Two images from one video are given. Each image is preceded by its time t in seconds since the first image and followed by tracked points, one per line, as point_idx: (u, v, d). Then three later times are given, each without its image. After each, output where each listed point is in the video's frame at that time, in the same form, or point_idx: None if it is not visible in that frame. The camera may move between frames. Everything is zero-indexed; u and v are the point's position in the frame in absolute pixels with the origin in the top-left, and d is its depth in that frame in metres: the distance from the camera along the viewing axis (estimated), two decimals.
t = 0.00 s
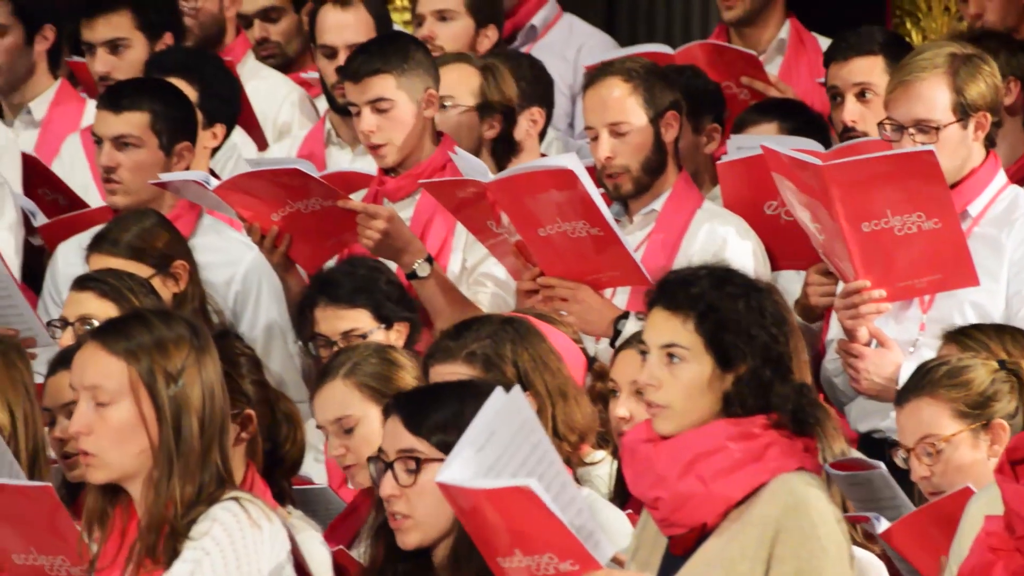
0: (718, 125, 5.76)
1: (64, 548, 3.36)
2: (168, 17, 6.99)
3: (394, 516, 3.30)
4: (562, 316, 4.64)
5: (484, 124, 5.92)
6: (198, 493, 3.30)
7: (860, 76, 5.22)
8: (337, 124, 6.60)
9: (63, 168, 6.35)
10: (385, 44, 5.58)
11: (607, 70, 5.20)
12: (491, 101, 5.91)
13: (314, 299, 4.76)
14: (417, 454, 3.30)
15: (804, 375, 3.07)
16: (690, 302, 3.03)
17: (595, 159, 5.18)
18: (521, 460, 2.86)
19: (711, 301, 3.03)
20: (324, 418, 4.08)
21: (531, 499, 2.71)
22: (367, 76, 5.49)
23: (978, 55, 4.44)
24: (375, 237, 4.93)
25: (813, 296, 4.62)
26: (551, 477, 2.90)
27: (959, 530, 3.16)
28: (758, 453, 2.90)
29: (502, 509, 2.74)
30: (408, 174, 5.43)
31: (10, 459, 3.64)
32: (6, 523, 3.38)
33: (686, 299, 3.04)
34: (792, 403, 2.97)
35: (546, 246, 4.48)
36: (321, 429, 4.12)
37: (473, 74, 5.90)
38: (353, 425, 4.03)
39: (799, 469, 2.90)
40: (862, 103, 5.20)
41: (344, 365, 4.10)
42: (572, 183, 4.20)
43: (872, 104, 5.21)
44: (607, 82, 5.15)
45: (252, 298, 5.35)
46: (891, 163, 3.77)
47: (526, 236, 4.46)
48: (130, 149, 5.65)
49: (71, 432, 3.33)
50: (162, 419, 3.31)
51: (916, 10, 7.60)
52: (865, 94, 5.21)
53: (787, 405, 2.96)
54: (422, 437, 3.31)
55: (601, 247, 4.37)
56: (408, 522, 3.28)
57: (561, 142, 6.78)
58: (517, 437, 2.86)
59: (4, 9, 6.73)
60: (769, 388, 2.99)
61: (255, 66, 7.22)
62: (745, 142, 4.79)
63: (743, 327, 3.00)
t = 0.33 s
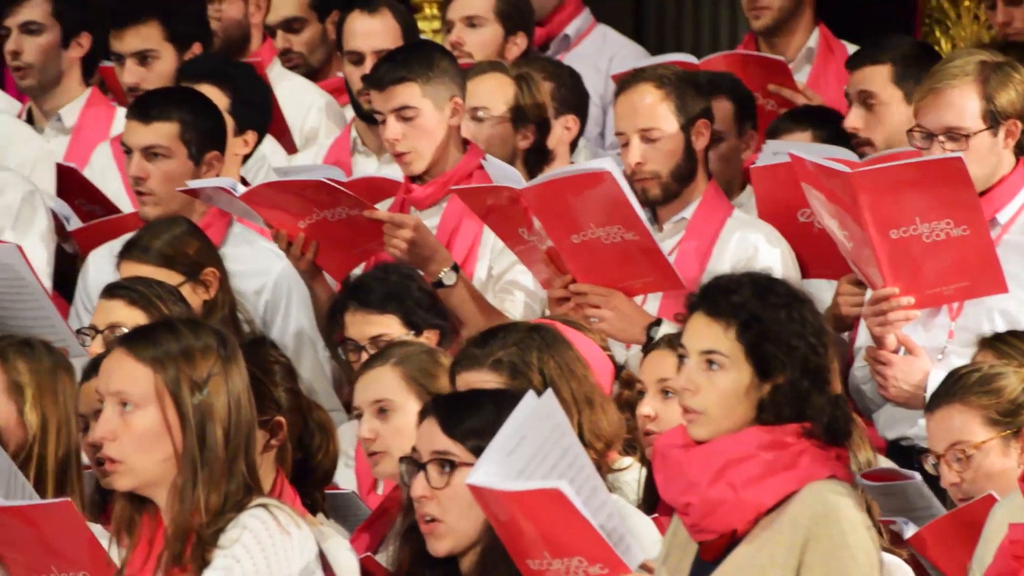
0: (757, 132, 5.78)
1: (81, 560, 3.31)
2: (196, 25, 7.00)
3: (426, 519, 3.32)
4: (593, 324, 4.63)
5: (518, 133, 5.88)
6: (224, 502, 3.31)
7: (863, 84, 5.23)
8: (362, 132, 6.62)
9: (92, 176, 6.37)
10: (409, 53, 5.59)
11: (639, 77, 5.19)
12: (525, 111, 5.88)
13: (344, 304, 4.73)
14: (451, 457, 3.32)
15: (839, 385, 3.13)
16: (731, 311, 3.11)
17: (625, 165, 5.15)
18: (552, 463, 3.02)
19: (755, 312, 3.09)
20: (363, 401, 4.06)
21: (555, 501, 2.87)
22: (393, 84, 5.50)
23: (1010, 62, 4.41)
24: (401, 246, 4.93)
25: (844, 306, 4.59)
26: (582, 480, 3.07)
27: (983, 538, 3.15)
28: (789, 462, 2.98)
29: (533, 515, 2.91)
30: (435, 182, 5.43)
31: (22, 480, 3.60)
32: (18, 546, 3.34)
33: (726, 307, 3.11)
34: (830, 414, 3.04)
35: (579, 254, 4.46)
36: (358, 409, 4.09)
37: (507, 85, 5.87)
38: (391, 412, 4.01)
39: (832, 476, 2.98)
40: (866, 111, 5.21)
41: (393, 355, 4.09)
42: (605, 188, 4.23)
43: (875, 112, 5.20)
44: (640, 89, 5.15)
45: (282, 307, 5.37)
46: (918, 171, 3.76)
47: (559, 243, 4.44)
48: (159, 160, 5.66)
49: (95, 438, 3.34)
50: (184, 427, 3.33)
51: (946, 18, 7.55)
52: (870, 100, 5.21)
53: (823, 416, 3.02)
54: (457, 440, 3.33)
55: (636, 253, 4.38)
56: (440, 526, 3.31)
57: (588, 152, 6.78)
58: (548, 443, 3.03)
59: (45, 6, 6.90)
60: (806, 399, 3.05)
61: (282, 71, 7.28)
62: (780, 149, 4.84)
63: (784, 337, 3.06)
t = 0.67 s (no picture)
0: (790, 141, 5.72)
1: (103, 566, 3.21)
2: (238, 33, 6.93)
3: (463, 521, 3.35)
4: (624, 332, 4.57)
5: (554, 140, 5.80)
6: (252, 505, 3.32)
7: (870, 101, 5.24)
8: (389, 137, 6.64)
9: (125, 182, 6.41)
10: (436, 58, 5.61)
11: (671, 80, 5.18)
12: (560, 117, 5.81)
13: (375, 307, 4.73)
14: (488, 461, 3.35)
15: (871, 395, 3.31)
16: (765, 320, 3.27)
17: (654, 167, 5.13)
18: (581, 471, 3.02)
19: (787, 320, 3.26)
20: (401, 396, 4.04)
21: (583, 509, 2.87)
22: (419, 89, 5.54)
23: None
24: (426, 250, 4.92)
25: (873, 314, 4.63)
26: (612, 488, 3.06)
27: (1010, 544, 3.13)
28: (821, 468, 3.16)
29: (563, 525, 2.91)
30: (464, 188, 5.41)
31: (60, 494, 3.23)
32: (33, 551, 3.25)
33: (760, 315, 3.28)
34: (860, 423, 3.22)
35: (612, 262, 4.46)
36: (396, 404, 4.08)
37: (540, 95, 5.77)
38: (428, 412, 4.00)
39: (862, 483, 3.16)
40: (876, 127, 5.23)
41: (438, 356, 4.07)
42: (638, 198, 4.21)
43: (884, 126, 5.20)
44: (672, 91, 5.12)
45: (313, 313, 5.38)
46: (949, 178, 3.74)
47: (591, 253, 4.44)
48: (190, 169, 5.67)
49: (123, 442, 3.35)
50: (212, 433, 3.33)
51: (975, 24, 7.43)
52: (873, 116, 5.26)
53: (855, 424, 3.21)
54: (495, 444, 3.35)
55: (668, 261, 4.37)
56: (477, 529, 3.34)
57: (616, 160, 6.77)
58: (578, 450, 3.02)
59: (75, 16, 6.93)
60: (838, 406, 3.22)
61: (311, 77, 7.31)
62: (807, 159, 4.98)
63: (817, 346, 3.24)
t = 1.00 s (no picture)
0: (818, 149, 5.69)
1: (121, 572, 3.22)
2: (280, 41, 6.88)
3: (496, 525, 3.36)
4: (655, 340, 4.58)
5: (585, 145, 5.80)
6: (279, 507, 3.32)
7: (904, 103, 5.20)
8: (419, 141, 6.65)
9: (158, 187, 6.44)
10: (467, 63, 5.62)
11: (702, 84, 5.18)
12: (592, 123, 5.81)
13: (402, 310, 4.75)
14: (522, 464, 3.36)
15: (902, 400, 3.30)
16: (797, 324, 3.27)
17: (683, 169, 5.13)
18: (611, 475, 3.02)
19: (819, 325, 3.26)
20: (435, 401, 4.04)
21: (611, 510, 2.87)
22: (449, 93, 5.53)
23: None
24: (454, 253, 4.95)
25: (903, 320, 4.63)
26: (642, 491, 3.06)
27: None
28: (852, 472, 3.16)
29: (592, 527, 2.91)
30: (492, 194, 5.45)
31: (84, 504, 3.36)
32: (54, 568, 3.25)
33: (792, 320, 3.28)
34: (892, 428, 3.21)
35: (641, 268, 4.45)
36: (428, 408, 4.08)
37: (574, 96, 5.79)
38: (463, 418, 4.01)
39: (892, 488, 3.16)
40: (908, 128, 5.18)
41: (472, 361, 4.07)
42: (670, 203, 4.22)
43: (916, 129, 5.15)
44: (702, 96, 5.12)
45: (343, 319, 5.40)
46: (979, 182, 3.73)
47: (620, 260, 4.44)
48: (224, 173, 5.70)
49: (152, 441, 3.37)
50: (241, 434, 3.35)
51: (1007, 29, 7.43)
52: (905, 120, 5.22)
53: (886, 430, 3.19)
54: (528, 447, 3.37)
55: (697, 268, 4.37)
56: (509, 533, 3.35)
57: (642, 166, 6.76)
58: (609, 453, 3.03)
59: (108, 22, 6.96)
60: (870, 412, 3.21)
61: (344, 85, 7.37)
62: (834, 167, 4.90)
63: (849, 350, 3.24)
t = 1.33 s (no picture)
0: (844, 141, 5.62)
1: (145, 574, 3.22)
2: (314, 45, 6.91)
3: (528, 528, 3.37)
4: (682, 343, 4.58)
5: (619, 149, 5.78)
6: (306, 510, 3.34)
7: (953, 99, 5.15)
8: (450, 143, 6.66)
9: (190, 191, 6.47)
10: (500, 65, 5.62)
11: (731, 87, 5.17)
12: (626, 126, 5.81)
13: (426, 313, 4.75)
14: (553, 467, 3.37)
15: (932, 404, 3.29)
16: (826, 327, 3.27)
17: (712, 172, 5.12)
18: (641, 479, 3.02)
19: (848, 328, 3.26)
20: (463, 415, 4.05)
21: (642, 513, 2.87)
22: (481, 93, 5.54)
23: None
24: (484, 255, 4.94)
25: (935, 324, 4.64)
26: (671, 494, 3.07)
27: None
28: (881, 476, 3.15)
29: (621, 530, 2.91)
30: (522, 197, 5.45)
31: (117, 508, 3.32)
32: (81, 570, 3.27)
33: (821, 324, 3.27)
34: (921, 431, 3.20)
35: (669, 272, 4.45)
36: (457, 423, 4.09)
37: (603, 102, 5.75)
38: (492, 428, 4.01)
39: (922, 491, 3.15)
40: (953, 124, 5.12)
41: (494, 371, 4.08)
42: (699, 208, 4.22)
43: (963, 126, 5.11)
44: (731, 99, 5.11)
45: (374, 324, 5.41)
46: (1012, 187, 3.70)
47: (648, 264, 4.43)
48: (255, 176, 5.70)
49: (180, 445, 3.38)
50: (270, 438, 3.36)
51: None
52: (956, 117, 5.13)
53: (916, 433, 3.19)
54: (559, 450, 3.37)
55: (726, 272, 4.36)
56: (541, 537, 3.35)
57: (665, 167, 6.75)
58: (639, 456, 3.02)
59: (139, 26, 6.98)
60: (899, 415, 3.21)
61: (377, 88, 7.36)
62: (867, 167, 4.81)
63: (877, 353, 3.24)
